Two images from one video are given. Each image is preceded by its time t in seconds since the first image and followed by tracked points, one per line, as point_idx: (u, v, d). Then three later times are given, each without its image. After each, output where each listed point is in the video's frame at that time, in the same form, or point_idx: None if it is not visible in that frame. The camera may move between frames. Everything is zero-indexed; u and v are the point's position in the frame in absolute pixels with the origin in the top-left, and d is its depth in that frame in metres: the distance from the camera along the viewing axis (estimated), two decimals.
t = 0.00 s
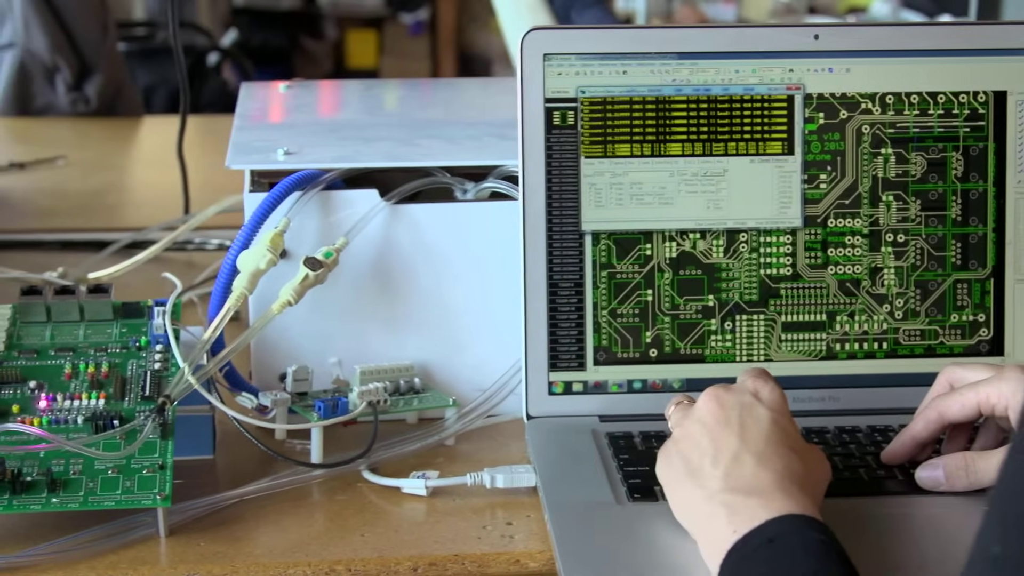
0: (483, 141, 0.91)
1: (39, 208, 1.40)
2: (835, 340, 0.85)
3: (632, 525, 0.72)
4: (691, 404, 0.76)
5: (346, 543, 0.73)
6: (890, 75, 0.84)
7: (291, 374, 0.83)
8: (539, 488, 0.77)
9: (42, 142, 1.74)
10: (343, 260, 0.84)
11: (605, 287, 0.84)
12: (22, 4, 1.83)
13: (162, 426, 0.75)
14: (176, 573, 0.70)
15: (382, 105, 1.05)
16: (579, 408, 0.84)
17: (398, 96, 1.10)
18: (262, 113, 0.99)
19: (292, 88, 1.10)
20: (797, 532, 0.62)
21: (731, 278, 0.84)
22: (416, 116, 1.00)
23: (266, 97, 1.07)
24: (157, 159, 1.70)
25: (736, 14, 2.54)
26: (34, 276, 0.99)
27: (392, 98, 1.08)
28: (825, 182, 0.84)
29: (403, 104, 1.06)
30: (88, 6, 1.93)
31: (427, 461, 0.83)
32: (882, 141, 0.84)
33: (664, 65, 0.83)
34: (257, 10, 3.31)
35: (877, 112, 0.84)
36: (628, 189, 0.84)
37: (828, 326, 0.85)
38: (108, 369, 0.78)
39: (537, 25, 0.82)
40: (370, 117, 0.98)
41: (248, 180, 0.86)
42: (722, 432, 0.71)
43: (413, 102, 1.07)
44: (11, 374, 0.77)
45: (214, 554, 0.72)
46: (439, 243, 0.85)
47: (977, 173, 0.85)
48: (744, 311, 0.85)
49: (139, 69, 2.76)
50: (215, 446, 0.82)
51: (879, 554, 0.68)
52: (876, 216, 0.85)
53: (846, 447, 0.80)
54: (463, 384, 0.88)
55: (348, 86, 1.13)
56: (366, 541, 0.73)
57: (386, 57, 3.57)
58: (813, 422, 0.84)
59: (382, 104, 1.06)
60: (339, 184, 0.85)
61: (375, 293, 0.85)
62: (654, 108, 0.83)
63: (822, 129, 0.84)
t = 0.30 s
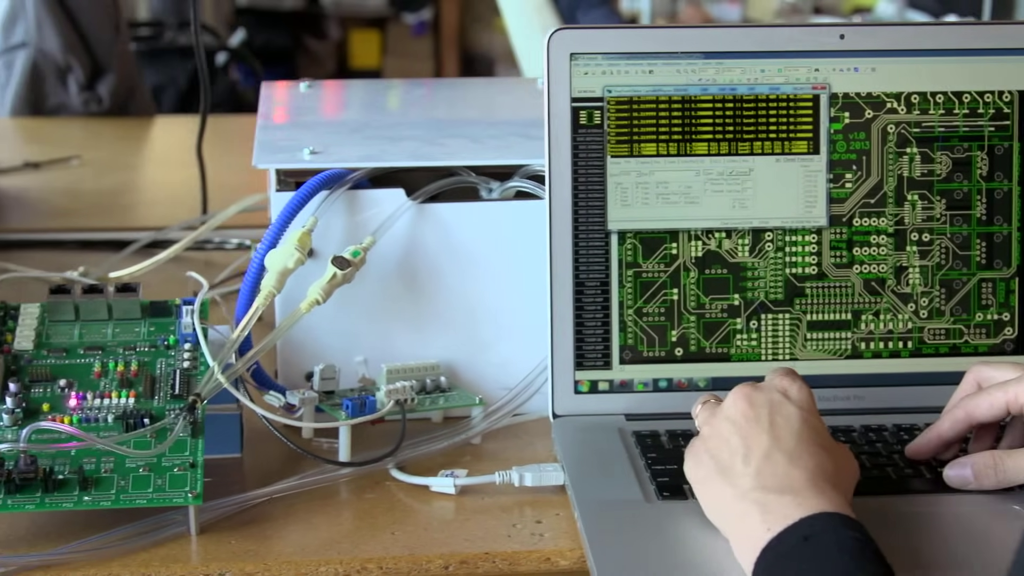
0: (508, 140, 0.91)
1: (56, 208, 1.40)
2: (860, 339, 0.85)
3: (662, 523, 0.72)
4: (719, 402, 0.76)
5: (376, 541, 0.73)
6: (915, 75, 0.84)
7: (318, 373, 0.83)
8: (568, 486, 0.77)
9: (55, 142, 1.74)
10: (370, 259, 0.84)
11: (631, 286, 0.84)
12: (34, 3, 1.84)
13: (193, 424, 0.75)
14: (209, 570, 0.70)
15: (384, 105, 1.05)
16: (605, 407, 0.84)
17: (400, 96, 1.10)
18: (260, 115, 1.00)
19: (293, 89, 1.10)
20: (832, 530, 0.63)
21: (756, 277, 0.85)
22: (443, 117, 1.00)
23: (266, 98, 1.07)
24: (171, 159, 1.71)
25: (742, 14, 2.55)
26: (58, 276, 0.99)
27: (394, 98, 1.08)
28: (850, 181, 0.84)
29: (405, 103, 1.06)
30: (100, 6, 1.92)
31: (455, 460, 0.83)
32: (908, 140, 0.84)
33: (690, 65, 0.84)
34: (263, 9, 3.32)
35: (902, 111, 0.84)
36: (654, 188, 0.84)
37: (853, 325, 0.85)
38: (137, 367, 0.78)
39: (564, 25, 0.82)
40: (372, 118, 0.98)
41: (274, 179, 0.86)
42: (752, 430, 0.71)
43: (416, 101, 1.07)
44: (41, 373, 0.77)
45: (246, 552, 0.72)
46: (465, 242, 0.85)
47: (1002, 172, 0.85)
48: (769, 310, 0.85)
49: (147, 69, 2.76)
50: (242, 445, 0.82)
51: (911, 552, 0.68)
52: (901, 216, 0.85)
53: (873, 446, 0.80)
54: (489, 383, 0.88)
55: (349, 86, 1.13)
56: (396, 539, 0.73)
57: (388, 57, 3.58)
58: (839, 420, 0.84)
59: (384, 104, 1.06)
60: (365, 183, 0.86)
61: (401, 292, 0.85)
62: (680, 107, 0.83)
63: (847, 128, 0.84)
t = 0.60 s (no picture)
0: (532, 140, 0.91)
1: (73, 207, 1.41)
2: (885, 338, 0.85)
3: (692, 521, 0.72)
4: (748, 401, 0.76)
5: (407, 539, 0.73)
6: (940, 75, 0.85)
7: (346, 371, 0.83)
8: (597, 485, 0.77)
9: (69, 141, 1.74)
10: (397, 259, 0.84)
11: (657, 285, 0.84)
12: (47, 3, 1.85)
13: (223, 422, 0.75)
14: (241, 568, 0.70)
15: (389, 105, 1.04)
16: (632, 406, 0.85)
17: (404, 95, 1.09)
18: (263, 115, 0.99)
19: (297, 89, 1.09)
20: (865, 528, 0.63)
21: (782, 276, 0.85)
22: (465, 116, 1.00)
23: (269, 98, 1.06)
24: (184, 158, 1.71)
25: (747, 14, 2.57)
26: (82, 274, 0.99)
27: (399, 98, 1.07)
28: (876, 181, 0.85)
29: (410, 103, 1.05)
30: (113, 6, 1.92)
31: (482, 458, 0.83)
32: (933, 139, 0.85)
33: (716, 64, 0.84)
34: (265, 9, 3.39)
35: (927, 111, 0.85)
36: (680, 187, 0.84)
37: (879, 324, 0.85)
38: (167, 366, 0.78)
39: (590, 24, 0.83)
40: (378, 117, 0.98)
41: (300, 178, 0.86)
42: (782, 428, 0.71)
43: (421, 101, 1.06)
44: (71, 371, 0.77)
45: (278, 550, 0.72)
46: (491, 242, 0.85)
47: None
48: (795, 308, 0.85)
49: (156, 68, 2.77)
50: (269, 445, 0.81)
51: (943, 551, 0.69)
52: (926, 215, 0.85)
53: (900, 445, 0.80)
54: (515, 382, 0.88)
55: (353, 87, 1.12)
56: (427, 537, 0.73)
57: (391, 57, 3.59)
58: (865, 419, 0.84)
59: (388, 104, 1.05)
60: (391, 183, 0.86)
61: (428, 291, 0.85)
62: (706, 106, 0.84)
63: (873, 127, 0.84)
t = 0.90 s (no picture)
0: (557, 140, 0.91)
1: (89, 207, 1.41)
2: (910, 337, 0.86)
3: (722, 519, 0.72)
4: (777, 401, 0.77)
5: (437, 537, 0.74)
6: (965, 75, 0.85)
7: (372, 370, 0.83)
8: (625, 483, 0.77)
9: (82, 141, 1.74)
10: (423, 258, 0.84)
11: (682, 284, 0.84)
12: (59, 2, 1.85)
13: (253, 421, 0.75)
14: (273, 566, 0.70)
15: (392, 105, 1.04)
16: (658, 405, 0.85)
17: (409, 96, 1.09)
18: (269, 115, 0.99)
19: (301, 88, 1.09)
20: (899, 526, 0.63)
21: (807, 275, 0.85)
22: (487, 116, 1.01)
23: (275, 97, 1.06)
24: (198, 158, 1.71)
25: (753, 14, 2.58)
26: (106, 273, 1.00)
27: (403, 98, 1.07)
28: (901, 180, 0.85)
29: (414, 103, 1.05)
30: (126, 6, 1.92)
31: (509, 457, 0.83)
32: (958, 138, 0.85)
33: (742, 64, 0.84)
34: (267, 9, 3.46)
35: (952, 111, 0.85)
36: (705, 186, 0.84)
37: (904, 323, 0.86)
38: (196, 365, 0.79)
39: (616, 24, 0.83)
40: (381, 117, 0.97)
41: (326, 177, 0.87)
42: (812, 427, 0.71)
43: (424, 101, 1.06)
44: (101, 370, 0.78)
45: (309, 548, 0.72)
46: (517, 241, 0.85)
47: None
48: (820, 307, 0.85)
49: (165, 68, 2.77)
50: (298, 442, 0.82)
51: (974, 549, 0.69)
52: (951, 214, 0.85)
53: (926, 443, 0.80)
54: (540, 381, 0.88)
55: (358, 86, 1.12)
56: (457, 535, 0.74)
57: (393, 57, 3.62)
58: (891, 418, 0.84)
59: (392, 104, 1.05)
60: (418, 182, 0.86)
61: (454, 290, 0.86)
62: (732, 106, 0.84)
63: (898, 127, 0.85)
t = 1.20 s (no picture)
0: (582, 139, 0.91)
1: (105, 206, 1.41)
2: (935, 336, 0.86)
3: (752, 517, 0.72)
4: (805, 400, 0.77)
5: (468, 535, 0.74)
6: (990, 75, 0.85)
7: (400, 369, 0.84)
8: (654, 481, 0.78)
9: (96, 141, 1.75)
10: (450, 257, 0.85)
11: (708, 283, 0.85)
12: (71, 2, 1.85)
13: (284, 419, 0.76)
14: (305, 564, 0.71)
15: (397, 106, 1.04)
16: (684, 404, 0.85)
17: (414, 96, 1.09)
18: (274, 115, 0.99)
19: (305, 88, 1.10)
20: (932, 525, 0.63)
21: (833, 274, 0.85)
22: (508, 114, 1.01)
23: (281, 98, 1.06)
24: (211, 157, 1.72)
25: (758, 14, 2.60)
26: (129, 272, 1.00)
27: (408, 99, 1.08)
28: (926, 179, 0.85)
29: (417, 104, 1.05)
30: (138, 6, 1.93)
31: (535, 456, 0.84)
32: (983, 138, 0.85)
33: (767, 64, 0.84)
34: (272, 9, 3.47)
35: (978, 110, 0.85)
36: (732, 185, 0.84)
37: (929, 322, 0.86)
38: (225, 364, 0.79)
39: (643, 24, 0.83)
40: (391, 118, 0.98)
41: (352, 176, 0.87)
42: (842, 426, 0.71)
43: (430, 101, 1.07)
44: (130, 368, 0.78)
45: (341, 546, 0.72)
46: (543, 240, 0.86)
47: None
48: (845, 307, 0.85)
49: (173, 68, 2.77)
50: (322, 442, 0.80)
51: (1005, 547, 0.69)
52: (976, 213, 0.86)
53: (953, 442, 0.81)
54: (566, 380, 0.88)
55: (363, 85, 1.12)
56: (488, 533, 0.74)
57: (397, 57, 3.63)
58: (916, 417, 0.84)
59: (398, 104, 1.05)
60: (444, 181, 0.86)
61: (480, 289, 0.86)
62: (758, 105, 0.84)
63: (924, 126, 0.85)
